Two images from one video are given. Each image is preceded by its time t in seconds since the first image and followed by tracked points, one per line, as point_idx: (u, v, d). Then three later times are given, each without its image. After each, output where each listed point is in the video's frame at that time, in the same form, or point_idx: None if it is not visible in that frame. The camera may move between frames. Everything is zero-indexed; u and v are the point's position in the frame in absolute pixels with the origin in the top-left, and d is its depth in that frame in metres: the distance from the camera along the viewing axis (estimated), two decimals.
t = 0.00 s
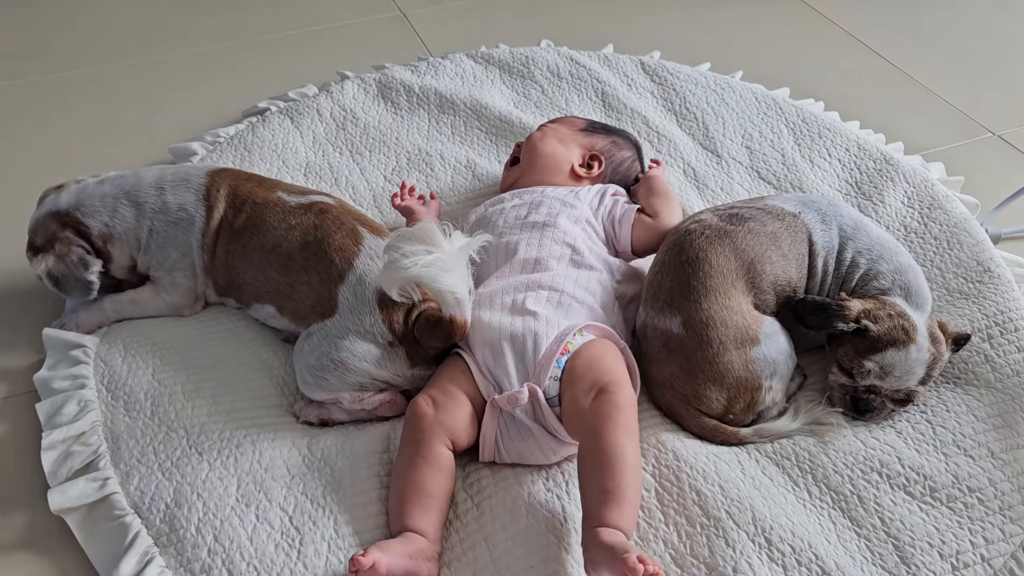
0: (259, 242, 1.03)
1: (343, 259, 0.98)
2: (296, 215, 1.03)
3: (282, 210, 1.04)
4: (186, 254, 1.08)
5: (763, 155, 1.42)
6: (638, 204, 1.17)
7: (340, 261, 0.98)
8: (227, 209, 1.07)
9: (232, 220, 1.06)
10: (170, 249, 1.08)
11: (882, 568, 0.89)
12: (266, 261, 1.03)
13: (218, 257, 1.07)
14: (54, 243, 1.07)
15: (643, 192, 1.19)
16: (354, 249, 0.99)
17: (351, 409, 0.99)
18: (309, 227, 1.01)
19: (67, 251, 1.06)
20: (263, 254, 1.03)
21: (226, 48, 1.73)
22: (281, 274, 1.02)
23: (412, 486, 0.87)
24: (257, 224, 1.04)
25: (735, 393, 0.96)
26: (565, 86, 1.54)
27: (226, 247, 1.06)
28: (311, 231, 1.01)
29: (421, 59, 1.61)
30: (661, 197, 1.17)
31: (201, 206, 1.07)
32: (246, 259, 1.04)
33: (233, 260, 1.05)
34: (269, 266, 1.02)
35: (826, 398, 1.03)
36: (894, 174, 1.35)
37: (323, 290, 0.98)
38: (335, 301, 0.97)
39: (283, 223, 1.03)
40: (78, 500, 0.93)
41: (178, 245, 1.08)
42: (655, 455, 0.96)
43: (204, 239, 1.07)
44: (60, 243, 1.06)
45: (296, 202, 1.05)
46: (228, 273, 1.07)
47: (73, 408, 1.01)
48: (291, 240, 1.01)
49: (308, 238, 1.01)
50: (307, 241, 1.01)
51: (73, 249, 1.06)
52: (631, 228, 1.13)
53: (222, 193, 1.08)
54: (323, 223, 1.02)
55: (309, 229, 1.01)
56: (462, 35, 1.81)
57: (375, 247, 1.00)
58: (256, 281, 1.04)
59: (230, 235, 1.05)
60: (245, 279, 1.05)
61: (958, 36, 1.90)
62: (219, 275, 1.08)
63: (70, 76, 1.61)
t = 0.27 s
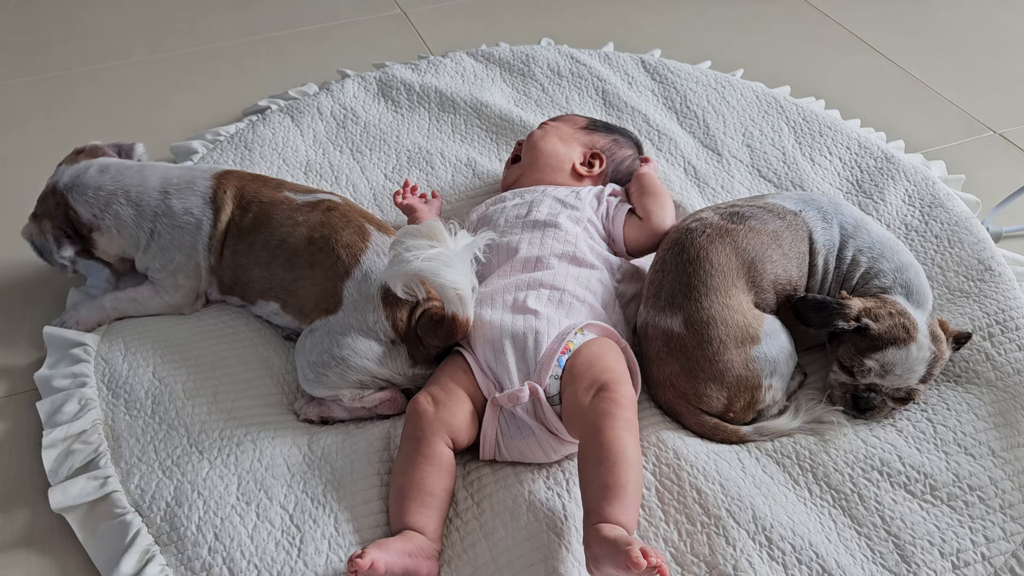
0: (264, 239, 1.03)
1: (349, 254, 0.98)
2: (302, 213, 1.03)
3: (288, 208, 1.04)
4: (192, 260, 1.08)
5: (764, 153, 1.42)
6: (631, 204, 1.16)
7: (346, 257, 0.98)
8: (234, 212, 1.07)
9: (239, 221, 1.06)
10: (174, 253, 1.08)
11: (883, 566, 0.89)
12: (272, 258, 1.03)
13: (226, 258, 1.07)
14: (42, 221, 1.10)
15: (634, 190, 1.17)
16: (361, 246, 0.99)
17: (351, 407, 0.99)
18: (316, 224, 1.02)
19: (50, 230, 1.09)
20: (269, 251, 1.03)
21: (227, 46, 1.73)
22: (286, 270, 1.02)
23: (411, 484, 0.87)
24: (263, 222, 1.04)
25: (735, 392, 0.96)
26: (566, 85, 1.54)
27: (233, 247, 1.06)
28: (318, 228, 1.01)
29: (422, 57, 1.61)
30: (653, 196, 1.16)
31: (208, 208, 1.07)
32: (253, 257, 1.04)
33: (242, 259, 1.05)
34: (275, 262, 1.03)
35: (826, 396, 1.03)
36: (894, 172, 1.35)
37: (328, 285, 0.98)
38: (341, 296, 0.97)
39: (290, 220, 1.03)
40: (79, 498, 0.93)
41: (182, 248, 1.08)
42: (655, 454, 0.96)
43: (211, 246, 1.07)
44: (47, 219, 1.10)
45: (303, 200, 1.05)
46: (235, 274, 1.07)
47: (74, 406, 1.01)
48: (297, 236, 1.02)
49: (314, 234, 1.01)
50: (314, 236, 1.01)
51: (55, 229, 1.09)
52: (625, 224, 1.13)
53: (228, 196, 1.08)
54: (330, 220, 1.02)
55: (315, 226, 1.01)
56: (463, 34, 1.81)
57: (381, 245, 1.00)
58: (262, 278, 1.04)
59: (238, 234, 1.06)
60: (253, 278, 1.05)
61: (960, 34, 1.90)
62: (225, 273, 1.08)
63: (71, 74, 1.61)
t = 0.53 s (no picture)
0: (264, 242, 1.03)
1: (349, 256, 0.98)
2: (302, 215, 1.03)
3: (287, 210, 1.04)
4: (187, 258, 1.08)
5: (763, 153, 1.42)
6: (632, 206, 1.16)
7: (346, 259, 0.98)
8: (232, 213, 1.07)
9: (237, 221, 1.06)
10: (169, 250, 1.08)
11: (883, 565, 0.89)
12: (271, 261, 1.03)
13: (223, 258, 1.07)
14: (44, 201, 1.14)
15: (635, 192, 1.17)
16: (361, 247, 0.99)
17: (351, 407, 0.99)
18: (315, 226, 1.02)
19: (50, 209, 1.14)
20: (268, 255, 1.03)
21: (226, 45, 1.73)
22: (287, 273, 1.02)
23: (411, 486, 0.87)
24: (262, 224, 1.04)
25: (733, 391, 0.96)
26: (565, 84, 1.54)
27: (232, 248, 1.06)
28: (317, 230, 1.01)
29: (421, 57, 1.61)
30: (653, 197, 1.16)
31: (206, 208, 1.07)
32: (252, 260, 1.04)
33: (241, 262, 1.05)
34: (275, 266, 1.02)
35: (826, 396, 1.03)
36: (894, 171, 1.35)
37: (328, 287, 0.98)
38: (342, 298, 0.97)
39: (288, 222, 1.03)
40: (79, 498, 0.93)
41: (179, 244, 1.08)
42: (655, 453, 0.96)
43: (208, 245, 1.07)
44: (48, 198, 1.14)
45: (302, 202, 1.05)
46: (233, 274, 1.07)
47: (73, 406, 1.01)
48: (297, 240, 1.01)
49: (313, 237, 1.01)
50: (313, 239, 1.01)
51: (54, 208, 1.13)
52: (625, 225, 1.13)
53: (226, 196, 1.07)
54: (328, 222, 1.02)
55: (315, 228, 1.01)
56: (463, 34, 1.80)
57: (381, 246, 1.00)
58: (261, 282, 1.04)
59: (235, 236, 1.05)
60: (250, 280, 1.05)
61: (959, 34, 1.90)
62: (225, 273, 1.07)
63: (70, 73, 1.61)
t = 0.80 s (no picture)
0: (262, 245, 1.03)
1: (349, 258, 0.98)
2: (301, 216, 1.03)
3: (285, 212, 1.04)
4: (186, 256, 1.08)
5: (763, 153, 1.42)
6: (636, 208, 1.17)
7: (345, 261, 0.98)
8: (229, 213, 1.07)
9: (234, 222, 1.06)
10: (167, 249, 1.08)
11: (883, 565, 0.89)
12: (271, 264, 1.03)
13: (221, 258, 1.07)
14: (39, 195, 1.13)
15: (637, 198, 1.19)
16: (360, 249, 0.99)
17: (351, 408, 0.99)
18: (314, 228, 1.02)
19: (44, 204, 1.12)
20: (268, 257, 1.03)
21: (226, 46, 1.73)
22: (288, 275, 1.01)
23: (416, 490, 0.87)
24: (260, 227, 1.04)
25: (733, 390, 0.96)
26: (565, 84, 1.54)
27: (229, 249, 1.06)
28: (315, 232, 1.01)
29: (421, 57, 1.61)
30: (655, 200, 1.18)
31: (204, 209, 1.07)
32: (251, 262, 1.04)
33: (240, 263, 1.05)
34: (275, 270, 1.02)
35: (826, 396, 1.03)
36: (894, 172, 1.35)
37: (329, 289, 0.98)
38: (342, 299, 0.97)
39: (288, 225, 1.03)
40: (79, 498, 0.93)
41: (178, 243, 1.08)
42: (655, 454, 0.96)
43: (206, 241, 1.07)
44: (43, 193, 1.13)
45: (300, 203, 1.05)
46: (231, 276, 1.07)
47: (73, 407, 1.01)
48: (297, 242, 1.01)
49: (312, 239, 1.01)
50: (312, 242, 1.01)
51: (50, 203, 1.12)
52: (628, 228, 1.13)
53: (224, 197, 1.07)
54: (326, 224, 1.01)
55: (312, 232, 1.01)
56: (463, 34, 1.80)
57: (381, 248, 1.00)
58: (260, 284, 1.04)
59: (233, 237, 1.05)
60: (249, 282, 1.05)
61: (959, 34, 1.90)
62: (223, 275, 1.07)
63: (70, 73, 1.61)
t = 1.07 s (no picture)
0: (262, 246, 1.03)
1: (349, 259, 0.98)
2: (300, 217, 1.03)
3: (285, 213, 1.04)
4: (185, 255, 1.08)
5: (764, 153, 1.42)
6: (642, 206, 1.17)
7: (345, 261, 0.98)
8: (228, 213, 1.07)
9: (233, 223, 1.06)
10: (167, 249, 1.09)
11: (884, 566, 0.89)
12: (271, 266, 1.03)
13: (220, 259, 1.07)
14: (42, 195, 1.12)
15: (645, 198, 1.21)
16: (359, 250, 0.99)
17: (352, 409, 0.99)
18: (313, 229, 1.01)
19: (49, 204, 1.11)
20: (268, 259, 1.03)
21: (226, 47, 1.73)
22: (288, 277, 1.01)
23: (418, 492, 0.87)
24: (259, 228, 1.04)
25: (733, 390, 0.96)
26: (565, 85, 1.54)
27: (228, 249, 1.06)
28: (315, 234, 1.01)
29: (421, 58, 1.61)
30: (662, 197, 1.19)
31: (203, 209, 1.07)
32: (251, 263, 1.04)
33: (239, 265, 1.05)
34: (275, 271, 1.02)
35: (826, 397, 1.03)
36: (894, 172, 1.35)
37: (329, 290, 0.98)
38: (342, 300, 0.97)
39: (287, 226, 1.03)
40: (80, 499, 0.93)
41: (177, 243, 1.08)
42: (655, 454, 0.96)
43: (205, 241, 1.07)
44: (46, 193, 1.12)
45: (299, 204, 1.05)
46: (231, 277, 1.07)
47: (74, 407, 1.01)
48: (296, 244, 1.01)
49: (311, 241, 1.01)
50: (311, 244, 1.01)
51: (56, 203, 1.12)
52: (636, 227, 1.13)
53: (223, 197, 1.08)
54: (326, 225, 1.01)
55: (312, 232, 1.01)
56: (463, 35, 1.81)
57: (381, 248, 1.00)
58: (260, 284, 1.04)
59: (232, 237, 1.06)
60: (249, 283, 1.05)
61: (959, 34, 1.90)
62: (222, 275, 1.07)
63: (71, 74, 1.62)
